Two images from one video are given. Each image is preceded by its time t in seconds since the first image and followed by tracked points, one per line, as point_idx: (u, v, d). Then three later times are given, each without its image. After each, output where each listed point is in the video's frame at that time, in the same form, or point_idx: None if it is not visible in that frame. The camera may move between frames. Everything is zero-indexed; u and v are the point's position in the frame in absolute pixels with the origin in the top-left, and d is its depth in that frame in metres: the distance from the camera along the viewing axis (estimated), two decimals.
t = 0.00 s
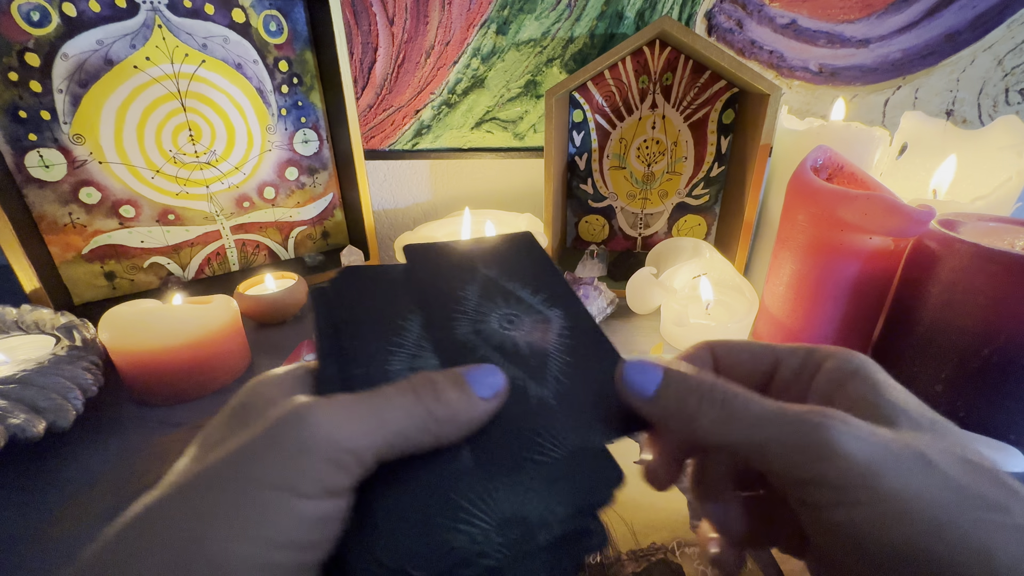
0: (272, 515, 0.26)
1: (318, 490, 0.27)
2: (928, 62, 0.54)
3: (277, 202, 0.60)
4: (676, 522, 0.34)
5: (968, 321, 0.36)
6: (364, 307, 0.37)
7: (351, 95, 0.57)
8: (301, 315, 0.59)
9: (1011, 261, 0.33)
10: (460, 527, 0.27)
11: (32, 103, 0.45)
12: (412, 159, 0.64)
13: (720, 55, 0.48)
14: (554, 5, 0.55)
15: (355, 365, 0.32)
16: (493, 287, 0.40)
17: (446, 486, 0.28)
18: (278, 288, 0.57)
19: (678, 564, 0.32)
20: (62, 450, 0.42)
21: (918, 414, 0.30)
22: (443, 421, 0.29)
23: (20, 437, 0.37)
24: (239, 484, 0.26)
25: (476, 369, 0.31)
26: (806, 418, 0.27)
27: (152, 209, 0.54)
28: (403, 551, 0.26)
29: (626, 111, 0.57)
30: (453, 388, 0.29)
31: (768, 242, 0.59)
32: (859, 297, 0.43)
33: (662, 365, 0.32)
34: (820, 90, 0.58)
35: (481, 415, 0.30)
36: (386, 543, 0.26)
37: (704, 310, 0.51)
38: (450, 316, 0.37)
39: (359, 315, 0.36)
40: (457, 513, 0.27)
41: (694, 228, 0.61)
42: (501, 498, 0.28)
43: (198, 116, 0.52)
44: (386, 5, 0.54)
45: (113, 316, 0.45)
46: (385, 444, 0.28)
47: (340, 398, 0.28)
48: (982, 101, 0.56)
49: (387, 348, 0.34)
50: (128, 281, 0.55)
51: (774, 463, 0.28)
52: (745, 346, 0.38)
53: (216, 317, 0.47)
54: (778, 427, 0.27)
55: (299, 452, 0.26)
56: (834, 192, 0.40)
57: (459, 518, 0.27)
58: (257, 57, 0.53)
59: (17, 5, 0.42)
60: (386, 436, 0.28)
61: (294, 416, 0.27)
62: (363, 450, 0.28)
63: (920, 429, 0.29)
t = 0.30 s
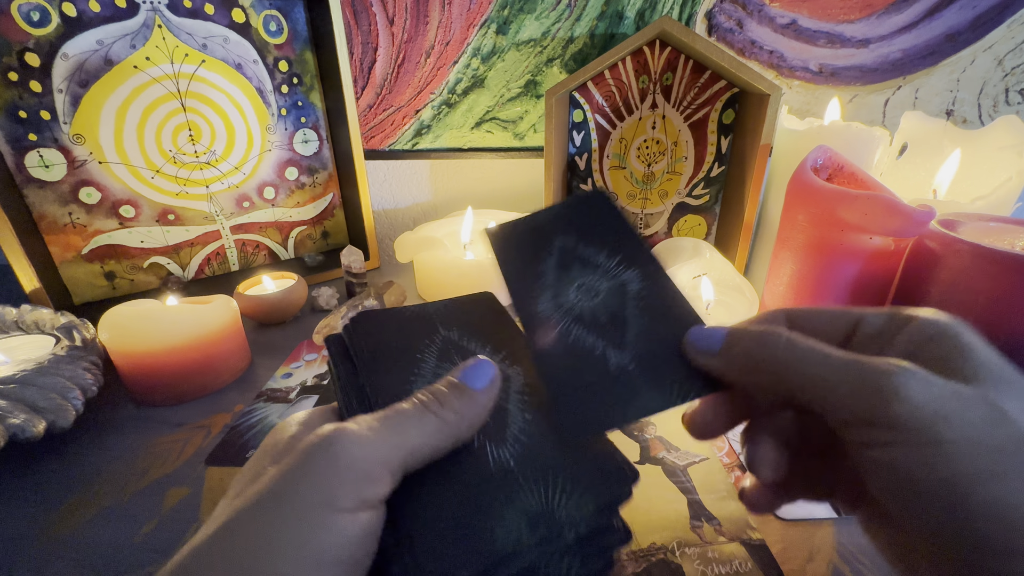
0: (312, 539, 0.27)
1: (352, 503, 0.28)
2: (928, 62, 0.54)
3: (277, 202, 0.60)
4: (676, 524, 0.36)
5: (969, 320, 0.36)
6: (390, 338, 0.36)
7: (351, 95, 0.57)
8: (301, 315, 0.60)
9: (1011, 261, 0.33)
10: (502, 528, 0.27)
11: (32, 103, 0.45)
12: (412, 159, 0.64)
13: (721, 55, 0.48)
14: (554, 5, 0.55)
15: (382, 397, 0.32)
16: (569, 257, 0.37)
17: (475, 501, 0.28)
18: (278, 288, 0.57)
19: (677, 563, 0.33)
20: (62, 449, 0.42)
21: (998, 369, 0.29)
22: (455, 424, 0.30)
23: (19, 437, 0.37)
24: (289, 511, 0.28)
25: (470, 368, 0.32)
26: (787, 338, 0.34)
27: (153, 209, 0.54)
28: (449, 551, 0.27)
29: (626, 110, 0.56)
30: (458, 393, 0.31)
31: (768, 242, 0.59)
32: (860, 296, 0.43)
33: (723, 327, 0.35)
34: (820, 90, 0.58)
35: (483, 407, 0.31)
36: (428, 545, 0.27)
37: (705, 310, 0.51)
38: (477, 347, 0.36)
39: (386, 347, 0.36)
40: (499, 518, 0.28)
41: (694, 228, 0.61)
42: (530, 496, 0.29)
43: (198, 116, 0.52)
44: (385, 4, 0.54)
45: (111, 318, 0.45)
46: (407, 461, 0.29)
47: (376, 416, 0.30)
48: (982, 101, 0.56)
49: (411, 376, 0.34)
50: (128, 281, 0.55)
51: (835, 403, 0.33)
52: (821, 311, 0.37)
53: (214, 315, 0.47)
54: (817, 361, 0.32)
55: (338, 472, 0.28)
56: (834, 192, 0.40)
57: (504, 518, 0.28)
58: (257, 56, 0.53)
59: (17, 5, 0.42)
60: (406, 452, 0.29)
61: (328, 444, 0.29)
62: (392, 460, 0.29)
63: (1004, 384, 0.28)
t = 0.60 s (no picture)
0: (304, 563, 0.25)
1: (336, 527, 0.26)
2: (929, 62, 0.54)
3: (277, 202, 0.60)
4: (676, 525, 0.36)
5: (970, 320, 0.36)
6: (389, 340, 0.38)
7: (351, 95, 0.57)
8: (301, 315, 0.59)
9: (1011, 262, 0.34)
10: (568, 458, 0.27)
11: (31, 102, 0.45)
12: (412, 159, 0.64)
13: (721, 55, 0.48)
14: (554, 4, 0.55)
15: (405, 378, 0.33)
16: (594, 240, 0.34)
17: (528, 437, 0.28)
18: (278, 288, 0.56)
19: (677, 564, 0.33)
20: (62, 449, 0.42)
21: None
22: (445, 412, 0.26)
23: (19, 437, 0.36)
24: (268, 537, 0.25)
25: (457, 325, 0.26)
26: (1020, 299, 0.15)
27: (152, 208, 0.53)
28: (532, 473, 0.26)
29: (626, 110, 0.56)
30: (444, 368, 0.26)
31: (768, 242, 0.59)
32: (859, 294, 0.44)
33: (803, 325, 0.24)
34: (820, 90, 0.58)
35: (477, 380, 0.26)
36: (512, 470, 0.26)
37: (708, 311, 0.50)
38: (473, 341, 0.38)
39: (391, 347, 0.37)
40: (558, 446, 0.27)
41: (694, 228, 0.61)
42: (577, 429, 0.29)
43: (198, 115, 0.52)
44: (385, 4, 0.54)
45: (111, 318, 0.45)
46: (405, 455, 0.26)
47: (339, 420, 0.26)
48: (983, 101, 0.56)
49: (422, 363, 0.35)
50: (127, 281, 0.55)
51: None
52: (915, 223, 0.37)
53: (213, 316, 0.47)
54: None
55: (309, 495, 0.25)
56: (835, 192, 0.40)
57: (561, 443, 0.27)
58: (256, 56, 0.53)
59: (16, 5, 0.42)
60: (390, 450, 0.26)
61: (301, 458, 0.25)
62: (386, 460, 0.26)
63: None
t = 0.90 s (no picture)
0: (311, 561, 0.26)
1: (349, 530, 0.27)
2: (929, 62, 0.54)
3: (277, 202, 0.60)
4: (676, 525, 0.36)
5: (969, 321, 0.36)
6: (376, 335, 0.38)
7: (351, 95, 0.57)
8: (301, 315, 0.59)
9: (1010, 261, 0.33)
10: (541, 467, 0.28)
11: (32, 102, 0.45)
12: (412, 158, 0.64)
13: (721, 55, 0.48)
14: (554, 4, 0.55)
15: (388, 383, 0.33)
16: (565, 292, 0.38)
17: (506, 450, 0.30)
18: (278, 288, 0.56)
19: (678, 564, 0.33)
20: (62, 449, 0.42)
21: None
22: (456, 439, 0.28)
23: (19, 437, 0.36)
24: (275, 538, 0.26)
25: (486, 395, 0.32)
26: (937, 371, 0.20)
27: (152, 208, 0.53)
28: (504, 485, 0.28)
29: (626, 110, 0.56)
30: (466, 411, 0.30)
31: (768, 242, 0.59)
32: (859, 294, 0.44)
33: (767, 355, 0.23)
34: (821, 90, 0.58)
35: (487, 440, 0.29)
36: (486, 483, 0.28)
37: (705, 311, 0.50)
38: (457, 331, 0.39)
39: (377, 343, 0.37)
40: (535, 453, 0.29)
41: (694, 228, 0.61)
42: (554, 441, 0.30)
43: (198, 115, 0.52)
44: (385, 4, 0.54)
45: (110, 318, 0.45)
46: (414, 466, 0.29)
47: (358, 437, 0.29)
48: (983, 101, 0.56)
49: (408, 361, 0.35)
50: (127, 281, 0.55)
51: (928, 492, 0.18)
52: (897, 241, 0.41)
53: (213, 316, 0.47)
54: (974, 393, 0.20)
55: (319, 499, 0.27)
56: (835, 192, 0.41)
57: (539, 451, 0.29)
58: (256, 56, 0.53)
59: (16, 5, 0.42)
60: (408, 461, 0.29)
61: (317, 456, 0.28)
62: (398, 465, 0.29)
63: None
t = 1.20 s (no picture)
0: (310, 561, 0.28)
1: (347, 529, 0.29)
2: (929, 62, 0.54)
3: (277, 202, 0.60)
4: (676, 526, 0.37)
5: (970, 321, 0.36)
6: (366, 333, 0.36)
7: (351, 95, 0.57)
8: (301, 315, 0.59)
9: (1009, 260, 0.33)
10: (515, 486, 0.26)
11: (32, 102, 0.45)
12: (412, 159, 0.64)
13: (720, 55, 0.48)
14: (554, 4, 0.55)
15: (375, 390, 0.32)
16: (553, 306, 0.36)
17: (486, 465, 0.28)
18: (278, 288, 0.56)
19: (677, 564, 0.34)
20: (62, 449, 0.42)
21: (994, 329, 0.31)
22: (454, 445, 0.27)
23: (19, 437, 0.36)
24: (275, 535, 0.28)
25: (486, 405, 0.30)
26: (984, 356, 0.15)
27: (152, 209, 0.53)
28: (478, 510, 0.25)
29: (626, 110, 0.56)
30: (467, 413, 0.29)
31: (768, 243, 0.59)
32: (861, 295, 0.44)
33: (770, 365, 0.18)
34: (821, 90, 0.58)
35: (484, 451, 0.28)
36: (459, 509, 0.26)
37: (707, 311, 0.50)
38: (449, 329, 0.37)
39: (366, 341, 0.35)
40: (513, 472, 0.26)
41: (694, 228, 0.61)
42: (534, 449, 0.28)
43: (198, 115, 0.52)
44: (385, 4, 0.54)
45: (112, 317, 0.45)
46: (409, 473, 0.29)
47: (356, 435, 0.30)
48: (983, 101, 0.56)
49: (396, 364, 0.34)
50: (127, 281, 0.55)
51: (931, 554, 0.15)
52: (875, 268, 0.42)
53: (214, 315, 0.47)
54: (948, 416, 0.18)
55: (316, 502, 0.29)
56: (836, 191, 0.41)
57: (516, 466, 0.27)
58: (256, 56, 0.53)
59: (16, 5, 0.42)
60: (407, 465, 0.29)
61: (317, 456, 0.29)
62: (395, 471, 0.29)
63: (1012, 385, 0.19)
